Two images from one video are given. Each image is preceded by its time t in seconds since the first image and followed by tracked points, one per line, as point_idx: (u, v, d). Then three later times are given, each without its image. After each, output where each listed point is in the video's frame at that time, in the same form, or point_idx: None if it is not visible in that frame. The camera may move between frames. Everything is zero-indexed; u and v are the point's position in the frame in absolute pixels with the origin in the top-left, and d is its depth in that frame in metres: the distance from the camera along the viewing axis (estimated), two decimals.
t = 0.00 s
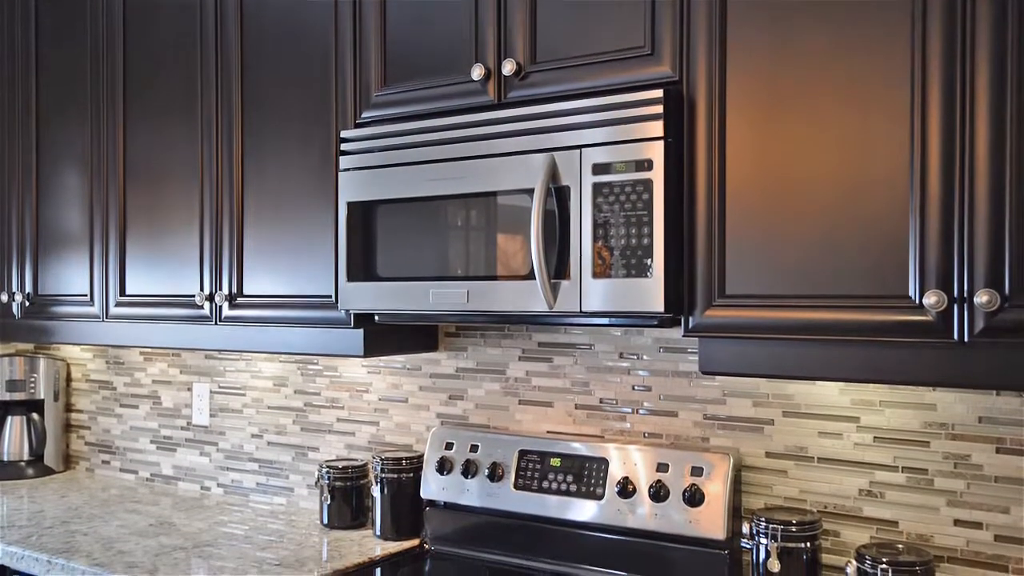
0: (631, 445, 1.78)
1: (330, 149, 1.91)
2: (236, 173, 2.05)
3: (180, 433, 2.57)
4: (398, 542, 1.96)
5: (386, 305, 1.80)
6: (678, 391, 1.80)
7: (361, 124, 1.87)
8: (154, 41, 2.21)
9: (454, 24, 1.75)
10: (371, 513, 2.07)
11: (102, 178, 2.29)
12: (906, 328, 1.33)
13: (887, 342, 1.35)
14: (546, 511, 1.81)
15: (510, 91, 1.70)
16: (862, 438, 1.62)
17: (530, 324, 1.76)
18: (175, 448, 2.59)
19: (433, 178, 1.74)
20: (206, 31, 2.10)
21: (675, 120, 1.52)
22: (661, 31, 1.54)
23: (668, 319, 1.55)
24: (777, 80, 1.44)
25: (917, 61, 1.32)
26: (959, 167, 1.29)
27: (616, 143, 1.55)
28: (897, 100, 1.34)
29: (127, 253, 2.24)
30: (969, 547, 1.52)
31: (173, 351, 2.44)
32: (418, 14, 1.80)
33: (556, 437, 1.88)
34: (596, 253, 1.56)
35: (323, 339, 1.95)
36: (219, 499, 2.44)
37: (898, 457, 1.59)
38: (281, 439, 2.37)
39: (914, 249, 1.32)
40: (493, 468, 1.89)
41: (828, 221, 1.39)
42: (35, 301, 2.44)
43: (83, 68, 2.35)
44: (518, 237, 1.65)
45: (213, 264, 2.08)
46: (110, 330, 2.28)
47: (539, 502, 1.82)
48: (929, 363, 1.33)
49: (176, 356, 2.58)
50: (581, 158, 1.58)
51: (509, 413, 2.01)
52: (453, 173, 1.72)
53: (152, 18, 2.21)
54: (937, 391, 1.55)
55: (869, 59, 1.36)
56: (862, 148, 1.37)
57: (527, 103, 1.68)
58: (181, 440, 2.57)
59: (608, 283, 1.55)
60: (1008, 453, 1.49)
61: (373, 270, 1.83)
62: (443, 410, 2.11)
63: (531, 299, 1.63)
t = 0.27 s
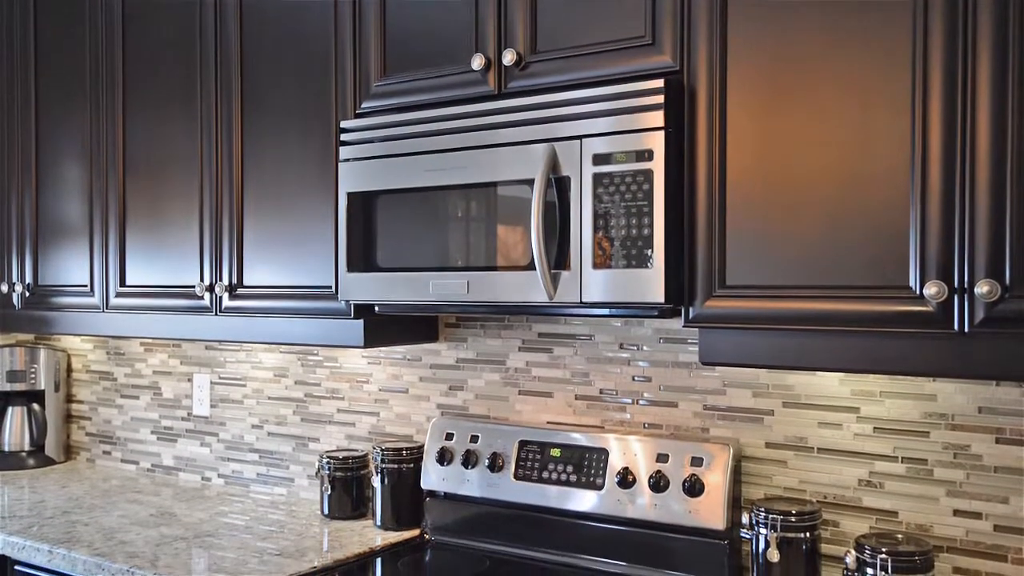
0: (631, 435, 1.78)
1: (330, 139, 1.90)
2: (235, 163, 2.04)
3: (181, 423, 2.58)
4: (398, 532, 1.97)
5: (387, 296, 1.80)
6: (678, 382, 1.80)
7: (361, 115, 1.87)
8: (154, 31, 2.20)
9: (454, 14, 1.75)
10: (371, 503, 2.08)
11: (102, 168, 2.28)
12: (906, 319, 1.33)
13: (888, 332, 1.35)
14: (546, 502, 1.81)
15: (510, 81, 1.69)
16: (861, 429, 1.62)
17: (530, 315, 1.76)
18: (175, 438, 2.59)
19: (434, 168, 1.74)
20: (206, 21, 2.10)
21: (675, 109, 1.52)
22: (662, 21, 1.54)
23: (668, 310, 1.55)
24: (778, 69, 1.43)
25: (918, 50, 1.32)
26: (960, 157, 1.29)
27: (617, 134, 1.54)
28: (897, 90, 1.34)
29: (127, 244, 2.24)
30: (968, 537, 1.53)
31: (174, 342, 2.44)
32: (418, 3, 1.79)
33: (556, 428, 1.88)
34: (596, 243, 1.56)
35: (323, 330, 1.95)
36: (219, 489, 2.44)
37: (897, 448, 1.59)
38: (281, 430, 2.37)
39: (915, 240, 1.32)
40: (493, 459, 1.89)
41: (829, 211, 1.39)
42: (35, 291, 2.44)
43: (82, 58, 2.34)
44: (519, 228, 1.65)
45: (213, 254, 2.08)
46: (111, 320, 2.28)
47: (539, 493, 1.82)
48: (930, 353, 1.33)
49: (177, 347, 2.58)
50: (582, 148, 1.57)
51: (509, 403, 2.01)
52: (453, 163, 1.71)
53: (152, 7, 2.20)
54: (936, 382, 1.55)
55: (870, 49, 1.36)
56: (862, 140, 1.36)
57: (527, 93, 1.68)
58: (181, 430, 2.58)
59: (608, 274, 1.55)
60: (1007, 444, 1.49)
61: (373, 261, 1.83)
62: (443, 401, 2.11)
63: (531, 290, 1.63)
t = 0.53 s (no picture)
0: (631, 427, 1.78)
1: (330, 131, 1.90)
2: (235, 155, 2.04)
3: (181, 415, 2.58)
4: (398, 524, 1.97)
5: (387, 288, 1.80)
6: (678, 374, 1.81)
7: (361, 106, 1.87)
8: (153, 22, 2.19)
9: (454, 5, 1.74)
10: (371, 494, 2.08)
11: (101, 159, 2.28)
12: (907, 310, 1.33)
13: (888, 324, 1.35)
14: (546, 493, 1.81)
15: (510, 72, 1.69)
16: (861, 420, 1.62)
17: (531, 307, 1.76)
18: (176, 430, 2.59)
19: (434, 160, 1.73)
20: (205, 12, 2.09)
21: (676, 101, 1.52)
22: (663, 12, 1.53)
23: (669, 302, 1.56)
24: (778, 60, 1.43)
25: (920, 41, 1.32)
26: (961, 148, 1.29)
27: (617, 125, 1.54)
28: (897, 82, 1.33)
29: (127, 235, 2.23)
30: (967, 528, 1.53)
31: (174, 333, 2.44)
32: None
33: (556, 419, 1.88)
34: (596, 235, 1.56)
35: (323, 322, 1.95)
36: (220, 480, 2.45)
37: (897, 439, 1.59)
38: (281, 422, 2.37)
39: (915, 231, 1.32)
40: (493, 450, 1.89)
41: (830, 202, 1.39)
42: (35, 283, 2.44)
43: (81, 49, 2.33)
44: (519, 220, 1.65)
45: (213, 245, 2.08)
46: (111, 312, 2.28)
47: (539, 484, 1.82)
48: (930, 344, 1.33)
49: (177, 338, 2.58)
50: (582, 140, 1.57)
51: (509, 395, 2.02)
52: (453, 154, 1.71)
53: None
54: (936, 373, 1.56)
55: (870, 40, 1.36)
56: (862, 132, 1.36)
57: (528, 85, 1.67)
58: (182, 422, 2.58)
59: (608, 265, 1.55)
60: (1007, 435, 1.49)
61: (373, 252, 1.83)
62: (443, 392, 2.11)
63: (531, 281, 1.63)
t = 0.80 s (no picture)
0: (631, 416, 1.78)
1: (330, 119, 1.90)
2: (234, 144, 2.04)
3: (181, 404, 2.58)
4: (399, 512, 1.98)
5: (386, 277, 1.80)
6: (678, 363, 1.81)
7: (360, 94, 1.86)
8: (152, 9, 2.19)
9: None
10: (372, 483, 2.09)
11: (101, 148, 2.28)
12: (907, 299, 1.32)
13: (888, 313, 1.35)
14: (546, 482, 1.82)
15: (510, 61, 1.68)
16: (861, 409, 1.62)
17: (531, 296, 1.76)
18: (176, 419, 2.60)
19: (433, 149, 1.73)
20: None
21: (676, 89, 1.52)
22: None
23: (669, 291, 1.56)
24: (779, 49, 1.43)
25: (920, 29, 1.31)
26: (962, 137, 1.28)
27: (617, 114, 1.54)
28: (897, 73, 1.33)
29: (126, 224, 2.23)
30: (966, 516, 1.53)
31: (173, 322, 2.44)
32: None
33: (556, 408, 1.88)
34: (596, 224, 1.56)
35: (324, 311, 1.95)
36: (220, 469, 2.45)
37: (896, 428, 1.59)
38: (282, 410, 2.37)
39: (916, 220, 1.32)
40: (493, 439, 1.90)
41: (830, 191, 1.39)
42: (34, 272, 2.44)
43: (80, 37, 2.33)
44: (519, 209, 1.65)
45: (213, 234, 2.07)
46: (111, 302, 2.28)
47: (539, 473, 1.83)
48: (930, 333, 1.33)
49: (177, 327, 2.58)
50: (582, 128, 1.57)
51: (509, 384, 2.02)
52: (452, 143, 1.71)
53: None
54: (936, 362, 1.56)
55: (870, 28, 1.35)
56: (862, 120, 1.36)
57: (528, 73, 1.67)
58: (182, 411, 2.58)
59: (608, 254, 1.55)
60: (1007, 424, 1.49)
61: (373, 241, 1.83)
62: (443, 381, 2.11)
63: (531, 270, 1.63)
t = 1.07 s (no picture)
0: (631, 405, 1.79)
1: (330, 108, 1.89)
2: (234, 133, 2.03)
3: (182, 393, 2.59)
4: (399, 501, 1.98)
5: (386, 266, 1.80)
6: (678, 352, 1.81)
7: (360, 83, 1.86)
8: None
9: None
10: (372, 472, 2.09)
11: (99, 138, 2.27)
12: (907, 288, 1.32)
13: (889, 302, 1.35)
14: (546, 470, 1.82)
15: (510, 49, 1.68)
16: (861, 398, 1.62)
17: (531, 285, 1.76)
18: (177, 408, 2.60)
19: (433, 137, 1.73)
20: None
21: (677, 78, 1.51)
22: None
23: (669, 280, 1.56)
24: (780, 37, 1.42)
25: (922, 17, 1.30)
26: (964, 125, 1.28)
27: (617, 102, 1.54)
28: (899, 62, 1.33)
29: (126, 213, 2.23)
30: (965, 505, 1.53)
31: (173, 312, 2.44)
32: None
33: (556, 397, 1.89)
34: (597, 213, 1.56)
35: (324, 300, 1.95)
36: (221, 458, 2.46)
37: (896, 417, 1.59)
38: (282, 400, 2.38)
39: (917, 208, 1.31)
40: (493, 428, 1.90)
41: (830, 180, 1.38)
42: (34, 261, 2.44)
43: (79, 26, 2.32)
44: (519, 198, 1.64)
45: (213, 223, 2.07)
46: (111, 291, 2.28)
47: (539, 461, 1.83)
48: (930, 322, 1.33)
49: (177, 317, 2.58)
50: (582, 117, 1.57)
51: (509, 373, 2.02)
52: (452, 132, 1.70)
53: None
54: (937, 351, 1.55)
55: (871, 16, 1.34)
56: (862, 109, 1.35)
57: (528, 62, 1.66)
58: (183, 400, 2.59)
59: (608, 243, 1.55)
60: (1006, 413, 1.49)
61: (373, 230, 1.83)
62: (443, 370, 2.11)
63: (531, 259, 1.62)
